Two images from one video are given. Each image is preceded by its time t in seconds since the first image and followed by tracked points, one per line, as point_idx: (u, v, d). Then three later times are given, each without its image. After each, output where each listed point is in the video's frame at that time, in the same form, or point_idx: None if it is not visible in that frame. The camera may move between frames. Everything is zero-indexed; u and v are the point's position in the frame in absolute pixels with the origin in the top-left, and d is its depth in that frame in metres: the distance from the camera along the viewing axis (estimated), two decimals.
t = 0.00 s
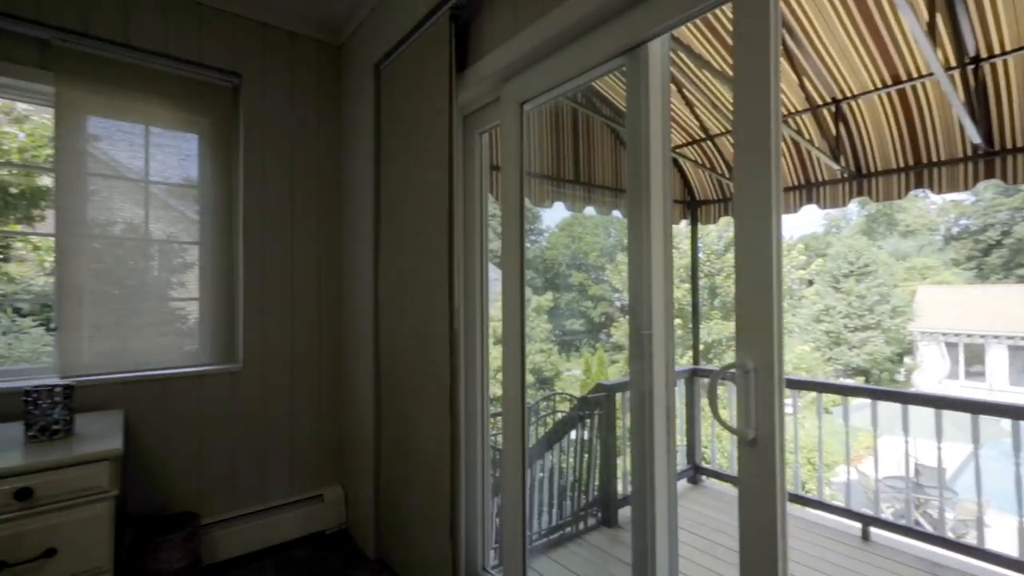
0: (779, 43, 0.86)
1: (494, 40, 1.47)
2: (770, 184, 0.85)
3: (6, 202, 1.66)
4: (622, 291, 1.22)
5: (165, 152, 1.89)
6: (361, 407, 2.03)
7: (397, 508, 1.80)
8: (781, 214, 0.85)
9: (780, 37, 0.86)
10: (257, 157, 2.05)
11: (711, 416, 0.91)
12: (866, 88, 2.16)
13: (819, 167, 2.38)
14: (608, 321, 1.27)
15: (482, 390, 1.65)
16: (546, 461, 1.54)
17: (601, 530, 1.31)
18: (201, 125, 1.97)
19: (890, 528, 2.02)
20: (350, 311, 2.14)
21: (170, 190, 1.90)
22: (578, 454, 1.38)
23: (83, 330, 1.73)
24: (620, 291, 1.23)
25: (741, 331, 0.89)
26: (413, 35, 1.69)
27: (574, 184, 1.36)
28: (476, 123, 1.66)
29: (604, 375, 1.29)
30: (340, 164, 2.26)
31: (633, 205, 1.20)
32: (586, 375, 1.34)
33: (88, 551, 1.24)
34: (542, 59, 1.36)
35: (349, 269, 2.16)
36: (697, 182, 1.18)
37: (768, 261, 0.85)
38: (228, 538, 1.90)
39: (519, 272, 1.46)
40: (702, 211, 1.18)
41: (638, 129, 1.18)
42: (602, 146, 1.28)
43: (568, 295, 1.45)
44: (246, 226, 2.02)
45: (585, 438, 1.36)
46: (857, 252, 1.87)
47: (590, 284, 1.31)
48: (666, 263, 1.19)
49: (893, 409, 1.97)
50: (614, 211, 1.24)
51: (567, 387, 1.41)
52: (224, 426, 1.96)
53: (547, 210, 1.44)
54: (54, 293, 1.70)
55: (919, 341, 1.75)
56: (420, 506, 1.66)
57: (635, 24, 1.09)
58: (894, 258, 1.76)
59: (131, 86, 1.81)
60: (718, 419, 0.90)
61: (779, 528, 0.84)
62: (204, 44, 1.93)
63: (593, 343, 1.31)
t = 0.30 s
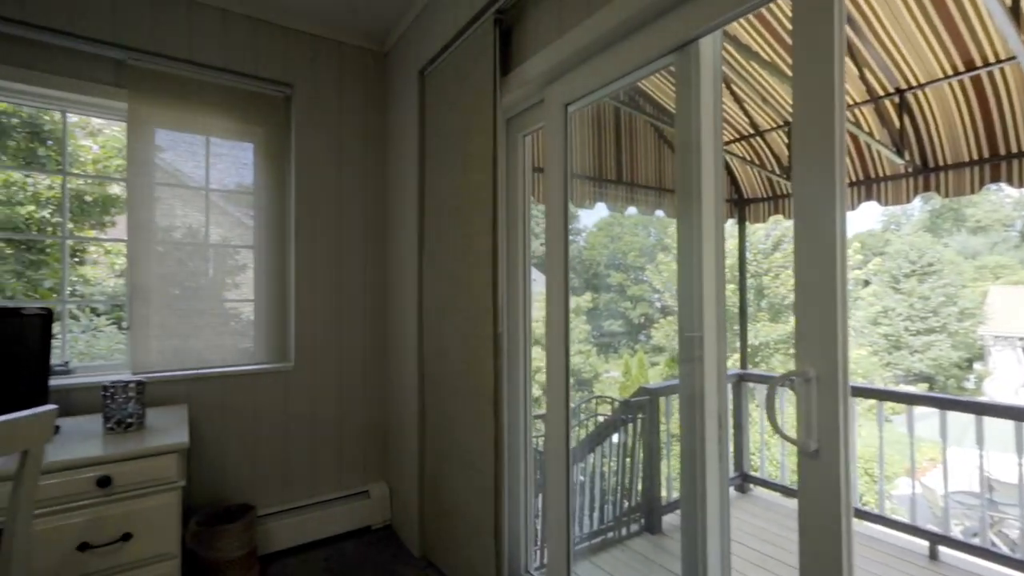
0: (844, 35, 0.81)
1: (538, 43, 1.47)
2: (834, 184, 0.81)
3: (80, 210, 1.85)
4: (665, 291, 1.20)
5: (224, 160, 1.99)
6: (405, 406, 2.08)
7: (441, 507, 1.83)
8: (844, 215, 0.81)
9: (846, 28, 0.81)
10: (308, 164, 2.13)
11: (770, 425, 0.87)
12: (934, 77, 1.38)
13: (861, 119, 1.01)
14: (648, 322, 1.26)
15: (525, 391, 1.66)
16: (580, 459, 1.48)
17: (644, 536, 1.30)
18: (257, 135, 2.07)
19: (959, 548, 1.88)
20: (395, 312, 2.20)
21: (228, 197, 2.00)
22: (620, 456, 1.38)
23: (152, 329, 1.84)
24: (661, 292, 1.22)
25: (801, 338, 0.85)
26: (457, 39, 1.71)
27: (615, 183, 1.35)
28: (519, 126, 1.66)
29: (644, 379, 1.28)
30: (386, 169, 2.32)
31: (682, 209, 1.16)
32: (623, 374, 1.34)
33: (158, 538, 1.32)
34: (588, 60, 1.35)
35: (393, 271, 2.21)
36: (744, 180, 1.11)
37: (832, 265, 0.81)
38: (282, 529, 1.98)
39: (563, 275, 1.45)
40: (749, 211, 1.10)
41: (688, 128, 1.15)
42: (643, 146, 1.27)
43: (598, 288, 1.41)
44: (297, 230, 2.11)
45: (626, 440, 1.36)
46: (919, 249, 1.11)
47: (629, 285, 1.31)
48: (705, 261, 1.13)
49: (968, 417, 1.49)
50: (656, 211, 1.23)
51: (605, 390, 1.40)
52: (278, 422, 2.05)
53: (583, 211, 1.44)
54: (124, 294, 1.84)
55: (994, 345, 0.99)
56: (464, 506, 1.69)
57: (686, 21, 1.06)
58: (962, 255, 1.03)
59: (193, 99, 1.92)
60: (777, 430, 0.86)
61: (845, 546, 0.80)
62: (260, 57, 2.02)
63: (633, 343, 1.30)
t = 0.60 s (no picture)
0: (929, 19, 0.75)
1: (584, 39, 1.44)
2: (919, 176, 0.75)
3: (144, 215, 1.96)
4: (710, 288, 1.18)
5: (276, 165, 2.06)
6: (448, 406, 2.09)
7: (483, 507, 1.82)
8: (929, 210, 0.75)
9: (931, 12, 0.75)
10: (354, 167, 2.18)
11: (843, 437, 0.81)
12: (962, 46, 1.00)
13: (999, 85, 0.73)
14: (690, 323, 1.23)
15: (569, 392, 1.63)
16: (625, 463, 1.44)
17: (691, 545, 1.25)
18: (306, 140, 2.13)
19: None
20: (438, 312, 2.22)
21: (280, 201, 2.07)
22: (662, 461, 1.35)
23: (210, 328, 1.93)
24: (704, 292, 1.19)
25: (879, 345, 0.79)
26: (501, 39, 1.71)
27: (661, 182, 1.32)
28: (563, 124, 1.64)
29: (686, 382, 1.26)
30: (429, 170, 2.34)
31: (729, 204, 1.14)
32: (662, 373, 1.32)
33: (217, 529, 1.37)
34: (637, 54, 1.30)
35: (437, 272, 2.24)
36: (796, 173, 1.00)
37: (916, 263, 0.75)
38: (331, 523, 2.03)
39: (610, 277, 1.41)
40: (801, 208, 1.00)
41: (749, 121, 1.10)
42: (690, 145, 1.24)
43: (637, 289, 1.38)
44: (345, 231, 2.16)
45: (670, 445, 1.32)
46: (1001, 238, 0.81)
47: (670, 284, 1.28)
48: (751, 262, 1.09)
49: None
50: (705, 209, 1.19)
51: (646, 393, 1.37)
52: (326, 419, 2.11)
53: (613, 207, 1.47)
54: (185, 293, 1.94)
55: None
56: (507, 507, 1.67)
57: (745, 9, 1.01)
58: None
59: (248, 107, 2.00)
60: (852, 443, 0.80)
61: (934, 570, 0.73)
62: (309, 65, 2.08)
63: (673, 344, 1.28)
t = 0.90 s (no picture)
0: None
1: (639, 26, 1.37)
2: None
3: (202, 218, 2.03)
4: (756, 287, 1.14)
5: (325, 167, 2.10)
6: (494, 407, 2.06)
7: (530, 512, 1.78)
8: None
9: None
10: (400, 167, 2.19)
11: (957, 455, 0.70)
12: None
13: None
14: (734, 324, 1.20)
15: (621, 397, 1.57)
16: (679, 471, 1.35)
17: (748, 559, 1.21)
18: (354, 141, 2.15)
19: None
20: (483, 312, 2.20)
21: (329, 202, 2.11)
22: (711, 468, 1.30)
23: (263, 327, 1.98)
24: (748, 291, 1.16)
25: (999, 352, 0.70)
26: (549, 32, 1.66)
27: (716, 176, 1.26)
28: (615, 117, 1.57)
29: (734, 386, 1.22)
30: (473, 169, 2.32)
31: (788, 198, 1.07)
32: (709, 375, 1.27)
33: (272, 525, 1.39)
34: (698, 39, 1.23)
35: (481, 272, 2.21)
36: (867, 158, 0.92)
37: None
38: (378, 522, 2.04)
39: (668, 276, 1.33)
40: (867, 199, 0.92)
41: (833, 99, 0.98)
42: (745, 141, 1.19)
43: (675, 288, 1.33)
44: (392, 231, 2.17)
45: (723, 453, 1.27)
46: None
47: (712, 284, 1.25)
48: (810, 260, 1.02)
49: None
50: (760, 204, 1.14)
51: (691, 396, 1.32)
52: (374, 418, 2.13)
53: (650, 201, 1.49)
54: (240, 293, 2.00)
55: None
56: (556, 514, 1.62)
57: None
58: None
59: (298, 110, 2.04)
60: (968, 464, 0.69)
61: None
62: (357, 67, 2.10)
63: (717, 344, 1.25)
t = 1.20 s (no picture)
0: None
1: (702, 5, 1.26)
2: None
3: (253, 221, 2.07)
4: (813, 287, 1.06)
5: (370, 166, 2.09)
6: (540, 412, 2.00)
7: (580, 524, 1.70)
8: None
9: None
10: (444, 166, 2.15)
11: None
12: None
13: None
14: (785, 325, 1.13)
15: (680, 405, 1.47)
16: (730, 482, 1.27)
17: None
18: (398, 140, 2.14)
19: None
20: (528, 313, 2.13)
21: (374, 202, 2.10)
22: (771, 479, 1.20)
23: (310, 327, 1.99)
24: (802, 291, 1.09)
25: None
26: (601, 18, 1.57)
27: (778, 166, 1.17)
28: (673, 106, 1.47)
29: (788, 392, 1.14)
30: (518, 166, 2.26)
31: (857, 191, 0.97)
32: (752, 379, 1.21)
33: (320, 529, 1.37)
34: (770, 15, 1.11)
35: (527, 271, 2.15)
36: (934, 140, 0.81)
37: None
38: (422, 526, 2.02)
39: (735, 276, 1.23)
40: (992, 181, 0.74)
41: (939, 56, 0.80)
42: (801, 129, 1.11)
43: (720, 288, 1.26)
44: (437, 230, 2.14)
45: (784, 463, 1.16)
46: None
47: (761, 284, 1.19)
48: (874, 256, 0.92)
49: None
50: (827, 199, 1.04)
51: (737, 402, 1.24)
52: (418, 420, 2.10)
53: (701, 196, 1.42)
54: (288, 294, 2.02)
55: None
56: (609, 528, 1.53)
57: None
58: None
59: (345, 111, 2.04)
60: None
61: None
62: (402, 65, 2.08)
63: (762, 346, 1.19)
